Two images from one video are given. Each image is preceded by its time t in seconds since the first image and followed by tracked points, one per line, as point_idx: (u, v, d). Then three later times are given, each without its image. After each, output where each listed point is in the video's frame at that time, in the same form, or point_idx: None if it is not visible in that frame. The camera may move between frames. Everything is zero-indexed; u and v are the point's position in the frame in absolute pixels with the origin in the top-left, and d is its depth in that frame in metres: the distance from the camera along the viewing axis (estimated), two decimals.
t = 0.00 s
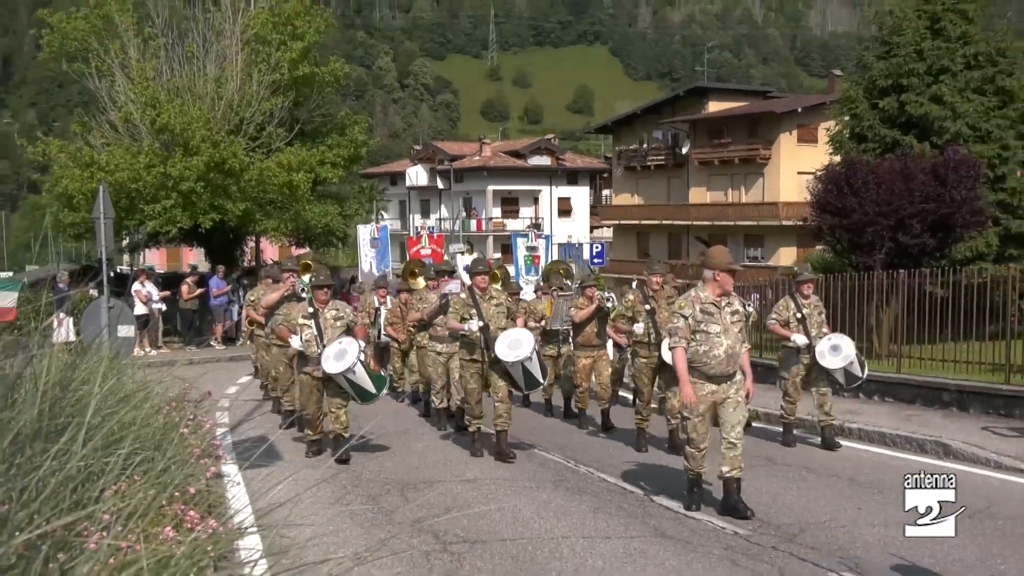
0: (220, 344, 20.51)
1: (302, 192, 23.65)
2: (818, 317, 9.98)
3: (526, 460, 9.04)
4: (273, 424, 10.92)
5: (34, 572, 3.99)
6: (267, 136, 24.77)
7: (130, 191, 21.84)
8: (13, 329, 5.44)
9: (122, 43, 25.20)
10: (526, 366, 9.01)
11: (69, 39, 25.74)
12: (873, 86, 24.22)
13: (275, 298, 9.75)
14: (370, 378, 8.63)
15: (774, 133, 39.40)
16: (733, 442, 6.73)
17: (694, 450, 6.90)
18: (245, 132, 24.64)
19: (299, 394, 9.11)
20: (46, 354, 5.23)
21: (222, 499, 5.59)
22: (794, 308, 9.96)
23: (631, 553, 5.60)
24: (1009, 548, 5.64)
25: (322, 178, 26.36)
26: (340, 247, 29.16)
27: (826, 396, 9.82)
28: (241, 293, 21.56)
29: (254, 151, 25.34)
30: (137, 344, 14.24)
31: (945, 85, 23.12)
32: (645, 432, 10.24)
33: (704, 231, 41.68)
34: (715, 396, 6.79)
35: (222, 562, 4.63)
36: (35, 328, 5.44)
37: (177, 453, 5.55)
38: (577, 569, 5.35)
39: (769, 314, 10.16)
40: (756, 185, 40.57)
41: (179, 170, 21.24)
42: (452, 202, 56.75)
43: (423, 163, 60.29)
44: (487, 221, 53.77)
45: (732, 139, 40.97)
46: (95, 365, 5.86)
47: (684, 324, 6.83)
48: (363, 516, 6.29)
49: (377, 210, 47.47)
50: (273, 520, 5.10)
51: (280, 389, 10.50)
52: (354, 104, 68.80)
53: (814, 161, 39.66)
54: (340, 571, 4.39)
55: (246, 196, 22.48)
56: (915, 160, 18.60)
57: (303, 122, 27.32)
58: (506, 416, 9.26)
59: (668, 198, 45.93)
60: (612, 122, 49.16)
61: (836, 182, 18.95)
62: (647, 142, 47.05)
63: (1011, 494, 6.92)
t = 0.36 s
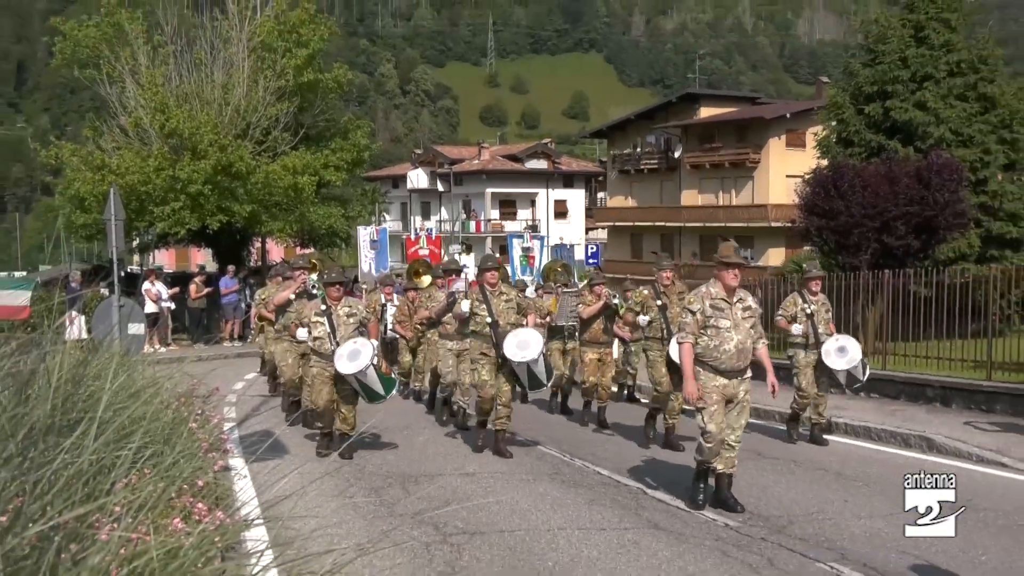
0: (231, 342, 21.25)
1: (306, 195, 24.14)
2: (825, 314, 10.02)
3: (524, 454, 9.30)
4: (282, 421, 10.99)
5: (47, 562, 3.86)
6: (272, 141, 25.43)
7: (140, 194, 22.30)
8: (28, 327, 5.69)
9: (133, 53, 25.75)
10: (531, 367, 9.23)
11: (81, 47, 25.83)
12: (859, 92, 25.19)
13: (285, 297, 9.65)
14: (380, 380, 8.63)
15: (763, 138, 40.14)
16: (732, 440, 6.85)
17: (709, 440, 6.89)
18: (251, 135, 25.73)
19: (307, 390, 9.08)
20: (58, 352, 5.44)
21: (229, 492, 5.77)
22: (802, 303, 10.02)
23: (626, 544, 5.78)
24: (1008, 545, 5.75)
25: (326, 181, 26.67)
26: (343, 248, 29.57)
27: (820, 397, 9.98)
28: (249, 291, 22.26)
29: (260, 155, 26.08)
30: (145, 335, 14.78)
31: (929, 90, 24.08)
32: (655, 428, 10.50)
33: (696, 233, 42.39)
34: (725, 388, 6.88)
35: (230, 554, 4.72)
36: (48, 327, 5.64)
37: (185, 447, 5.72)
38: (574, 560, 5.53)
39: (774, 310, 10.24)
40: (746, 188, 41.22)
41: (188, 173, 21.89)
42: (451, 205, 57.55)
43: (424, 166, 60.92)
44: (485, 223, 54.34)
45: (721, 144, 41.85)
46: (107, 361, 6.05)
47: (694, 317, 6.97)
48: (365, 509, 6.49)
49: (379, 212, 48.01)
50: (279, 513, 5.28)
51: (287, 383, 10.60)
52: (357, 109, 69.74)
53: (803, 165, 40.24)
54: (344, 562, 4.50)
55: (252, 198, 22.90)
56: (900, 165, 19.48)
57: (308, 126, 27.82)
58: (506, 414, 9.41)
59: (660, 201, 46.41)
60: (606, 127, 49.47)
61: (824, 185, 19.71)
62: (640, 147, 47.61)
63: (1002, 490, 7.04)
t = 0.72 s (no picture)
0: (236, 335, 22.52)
1: (314, 198, 24.35)
2: (825, 316, 10.15)
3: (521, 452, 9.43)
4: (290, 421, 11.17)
5: (64, 553, 3.99)
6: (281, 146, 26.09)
7: (154, 198, 22.83)
8: (45, 326, 5.94)
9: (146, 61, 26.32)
10: (532, 379, 9.41)
11: (96, 55, 26.36)
12: (845, 99, 27.54)
13: (292, 300, 9.79)
14: (382, 384, 8.81)
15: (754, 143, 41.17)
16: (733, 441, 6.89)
17: (724, 443, 6.92)
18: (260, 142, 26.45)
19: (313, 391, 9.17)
20: (77, 347, 5.70)
21: (240, 484, 6.00)
22: (800, 308, 10.19)
23: (621, 535, 6.01)
24: (1006, 543, 5.84)
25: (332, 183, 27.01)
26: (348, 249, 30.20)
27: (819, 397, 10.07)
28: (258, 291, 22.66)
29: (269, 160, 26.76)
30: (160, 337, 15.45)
31: (912, 97, 26.31)
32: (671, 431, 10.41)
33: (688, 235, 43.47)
34: (730, 391, 6.96)
35: (239, 543, 5.04)
36: (65, 324, 5.89)
37: (198, 441, 5.95)
38: (571, 550, 5.77)
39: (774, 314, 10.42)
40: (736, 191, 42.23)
41: (200, 176, 22.42)
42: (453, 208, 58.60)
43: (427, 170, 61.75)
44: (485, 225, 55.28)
45: (713, 148, 42.83)
46: (122, 357, 6.29)
47: (698, 322, 7.09)
48: (370, 500, 6.73)
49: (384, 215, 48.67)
50: (286, 503, 5.49)
51: (296, 384, 10.58)
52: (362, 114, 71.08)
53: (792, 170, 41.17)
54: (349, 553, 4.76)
55: (262, 202, 23.56)
56: (885, 168, 20.15)
57: (315, 131, 28.61)
58: (505, 415, 9.60)
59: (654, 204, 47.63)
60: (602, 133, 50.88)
61: (811, 189, 20.24)
62: (635, 151, 48.70)
63: (993, 486, 7.16)
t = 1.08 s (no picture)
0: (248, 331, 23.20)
1: (323, 203, 25.57)
2: (823, 311, 10.40)
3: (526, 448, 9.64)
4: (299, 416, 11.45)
5: (82, 543, 4.16)
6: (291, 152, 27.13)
7: (170, 203, 23.96)
8: (66, 324, 6.20)
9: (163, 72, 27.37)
10: (547, 357, 9.44)
11: (114, 67, 27.11)
12: (831, 108, 28.54)
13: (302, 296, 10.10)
14: (392, 363, 9.03)
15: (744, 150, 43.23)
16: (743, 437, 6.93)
17: (720, 442, 7.08)
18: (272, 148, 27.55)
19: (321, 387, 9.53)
20: (95, 346, 5.94)
21: (252, 477, 6.25)
22: (799, 303, 10.39)
23: (618, 524, 6.34)
24: (1005, 544, 5.99)
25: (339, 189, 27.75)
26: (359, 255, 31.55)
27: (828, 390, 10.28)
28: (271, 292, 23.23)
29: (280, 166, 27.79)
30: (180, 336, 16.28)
31: (895, 106, 27.25)
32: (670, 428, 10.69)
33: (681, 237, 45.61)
34: (735, 387, 7.05)
35: (251, 532, 5.15)
36: (86, 323, 6.15)
37: (212, 434, 6.21)
38: (568, 539, 6.11)
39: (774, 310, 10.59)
40: (727, 196, 44.40)
41: (214, 182, 23.52)
42: (455, 213, 60.67)
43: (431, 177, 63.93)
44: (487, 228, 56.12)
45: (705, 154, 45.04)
46: (140, 355, 6.56)
47: (702, 320, 7.22)
48: (377, 491, 7.02)
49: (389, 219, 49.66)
50: (299, 494, 5.76)
51: (306, 382, 11.02)
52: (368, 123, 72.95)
53: (780, 175, 43.41)
54: (355, 543, 5.01)
55: (273, 206, 24.67)
56: (869, 174, 21.19)
57: (325, 139, 29.67)
58: (506, 412, 9.77)
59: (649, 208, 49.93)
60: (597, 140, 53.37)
61: (798, 194, 21.57)
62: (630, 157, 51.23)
63: (986, 483, 7.33)
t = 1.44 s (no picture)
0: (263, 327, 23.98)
1: (333, 209, 27.55)
2: (827, 314, 10.59)
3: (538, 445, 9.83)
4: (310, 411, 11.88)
5: (105, 532, 4.37)
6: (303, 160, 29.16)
7: (189, 209, 25.71)
8: (91, 325, 6.55)
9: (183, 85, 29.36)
10: (561, 364, 9.73)
11: (137, 80, 29.39)
12: (815, 118, 28.53)
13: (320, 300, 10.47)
14: (406, 372, 9.02)
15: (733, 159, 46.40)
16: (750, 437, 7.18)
17: (720, 441, 7.48)
18: (285, 157, 29.51)
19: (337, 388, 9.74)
20: (117, 348, 6.25)
21: (266, 470, 6.57)
22: (804, 306, 10.63)
23: (613, 514, 6.81)
24: (1004, 544, 6.21)
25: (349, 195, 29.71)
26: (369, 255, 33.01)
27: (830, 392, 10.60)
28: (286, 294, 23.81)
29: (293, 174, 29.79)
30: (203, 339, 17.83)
31: (876, 117, 27.36)
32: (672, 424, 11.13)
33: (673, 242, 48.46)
34: (740, 388, 7.30)
35: (265, 522, 5.43)
36: (109, 325, 6.49)
37: (228, 430, 6.52)
38: (566, 528, 6.57)
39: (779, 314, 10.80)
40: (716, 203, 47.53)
41: (231, 189, 25.39)
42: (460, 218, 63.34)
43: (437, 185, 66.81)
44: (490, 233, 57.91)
45: (696, 163, 48.18)
46: (160, 354, 6.89)
47: (708, 322, 7.45)
48: (385, 482, 7.42)
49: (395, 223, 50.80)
50: (311, 486, 6.06)
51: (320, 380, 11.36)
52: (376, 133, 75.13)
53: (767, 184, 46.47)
54: (362, 532, 5.30)
55: (287, 212, 26.62)
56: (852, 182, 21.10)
57: (335, 147, 31.59)
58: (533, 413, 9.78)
59: (643, 214, 53.02)
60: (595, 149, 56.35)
61: (784, 201, 21.27)
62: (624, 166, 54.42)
63: (975, 479, 7.61)
